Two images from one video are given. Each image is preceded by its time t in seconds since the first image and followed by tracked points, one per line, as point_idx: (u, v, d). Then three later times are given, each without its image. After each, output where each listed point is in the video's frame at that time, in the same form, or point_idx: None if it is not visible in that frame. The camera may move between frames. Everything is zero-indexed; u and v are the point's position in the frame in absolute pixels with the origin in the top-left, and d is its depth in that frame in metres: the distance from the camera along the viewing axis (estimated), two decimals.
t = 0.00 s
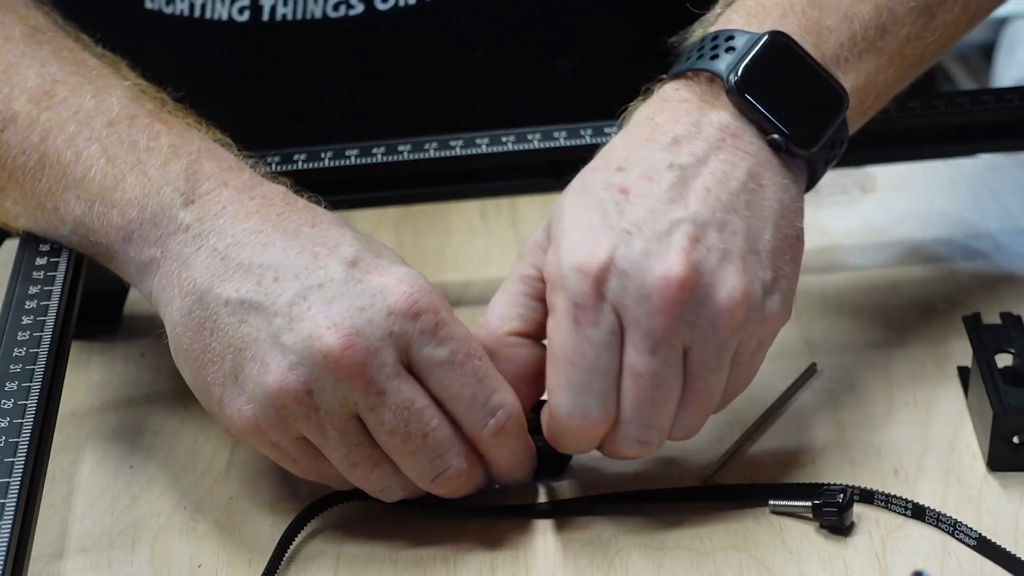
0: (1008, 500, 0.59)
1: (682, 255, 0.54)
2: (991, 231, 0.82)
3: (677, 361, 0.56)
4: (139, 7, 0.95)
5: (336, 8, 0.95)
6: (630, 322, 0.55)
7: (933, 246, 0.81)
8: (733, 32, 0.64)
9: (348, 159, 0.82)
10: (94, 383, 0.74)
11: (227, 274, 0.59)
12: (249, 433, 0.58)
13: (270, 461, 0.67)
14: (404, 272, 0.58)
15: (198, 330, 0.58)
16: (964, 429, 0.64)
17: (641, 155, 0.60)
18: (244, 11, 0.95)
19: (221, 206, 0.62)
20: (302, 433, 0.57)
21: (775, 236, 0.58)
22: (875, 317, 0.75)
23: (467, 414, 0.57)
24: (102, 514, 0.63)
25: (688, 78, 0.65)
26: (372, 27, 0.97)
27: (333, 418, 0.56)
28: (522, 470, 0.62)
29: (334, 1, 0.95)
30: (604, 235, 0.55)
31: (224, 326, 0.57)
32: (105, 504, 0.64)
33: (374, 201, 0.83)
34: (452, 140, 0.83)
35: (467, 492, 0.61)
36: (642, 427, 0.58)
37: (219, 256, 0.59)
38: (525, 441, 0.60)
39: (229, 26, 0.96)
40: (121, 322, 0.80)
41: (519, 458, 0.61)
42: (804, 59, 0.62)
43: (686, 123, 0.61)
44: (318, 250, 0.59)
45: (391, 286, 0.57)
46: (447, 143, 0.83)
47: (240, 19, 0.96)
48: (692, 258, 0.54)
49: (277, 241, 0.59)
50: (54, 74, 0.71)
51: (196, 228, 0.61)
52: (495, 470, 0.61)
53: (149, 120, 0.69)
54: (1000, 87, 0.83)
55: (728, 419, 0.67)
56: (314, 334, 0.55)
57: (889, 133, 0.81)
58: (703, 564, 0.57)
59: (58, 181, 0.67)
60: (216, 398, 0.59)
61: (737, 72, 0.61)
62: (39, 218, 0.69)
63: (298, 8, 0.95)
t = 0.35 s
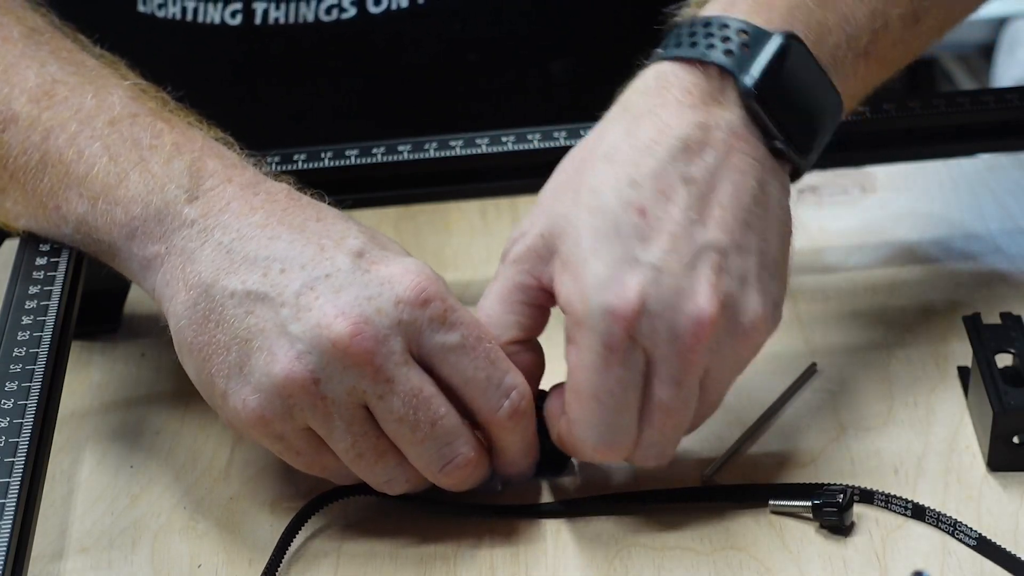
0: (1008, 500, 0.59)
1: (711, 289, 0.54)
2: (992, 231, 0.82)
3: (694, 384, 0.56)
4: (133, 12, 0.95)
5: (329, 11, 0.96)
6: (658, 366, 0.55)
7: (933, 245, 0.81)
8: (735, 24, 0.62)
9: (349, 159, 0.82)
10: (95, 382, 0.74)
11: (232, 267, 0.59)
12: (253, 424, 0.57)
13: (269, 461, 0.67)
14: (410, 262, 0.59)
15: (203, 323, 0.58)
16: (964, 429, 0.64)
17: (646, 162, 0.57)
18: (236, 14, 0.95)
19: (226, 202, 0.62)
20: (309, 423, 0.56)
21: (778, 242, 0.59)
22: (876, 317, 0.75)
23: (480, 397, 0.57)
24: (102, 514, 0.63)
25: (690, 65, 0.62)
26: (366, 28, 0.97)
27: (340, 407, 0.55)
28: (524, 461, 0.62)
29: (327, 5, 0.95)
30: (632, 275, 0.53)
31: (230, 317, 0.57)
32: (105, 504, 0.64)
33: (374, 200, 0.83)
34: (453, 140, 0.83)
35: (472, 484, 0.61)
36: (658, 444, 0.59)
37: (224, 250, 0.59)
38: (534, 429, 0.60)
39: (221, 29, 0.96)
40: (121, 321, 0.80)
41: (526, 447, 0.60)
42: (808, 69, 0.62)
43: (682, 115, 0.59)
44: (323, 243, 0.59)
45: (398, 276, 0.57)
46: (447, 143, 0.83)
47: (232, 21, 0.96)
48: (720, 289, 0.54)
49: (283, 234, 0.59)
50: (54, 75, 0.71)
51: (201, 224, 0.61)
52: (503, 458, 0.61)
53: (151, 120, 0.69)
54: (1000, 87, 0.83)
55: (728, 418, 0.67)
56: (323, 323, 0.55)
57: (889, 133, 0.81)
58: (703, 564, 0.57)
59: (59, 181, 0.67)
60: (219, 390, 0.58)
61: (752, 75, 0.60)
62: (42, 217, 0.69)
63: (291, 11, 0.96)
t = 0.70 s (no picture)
0: (1008, 499, 0.59)
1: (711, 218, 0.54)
2: (992, 233, 0.82)
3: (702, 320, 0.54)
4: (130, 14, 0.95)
5: (327, 12, 0.95)
6: (661, 275, 0.53)
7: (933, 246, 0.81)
8: (724, 18, 0.66)
9: (349, 160, 0.82)
10: (93, 384, 0.74)
11: (229, 268, 0.59)
12: (249, 424, 0.57)
13: (269, 461, 0.67)
14: (409, 263, 0.59)
15: (201, 323, 0.58)
16: (964, 429, 0.64)
17: (648, 129, 0.59)
18: (233, 17, 0.95)
19: (223, 205, 0.62)
20: (305, 423, 0.56)
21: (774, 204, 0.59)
22: (876, 318, 0.74)
23: (473, 402, 0.57)
24: (102, 513, 0.63)
25: (679, 55, 0.65)
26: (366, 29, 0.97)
27: (338, 405, 0.55)
28: (520, 469, 0.61)
29: (325, 6, 0.95)
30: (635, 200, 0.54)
31: (227, 316, 0.57)
32: (105, 504, 0.64)
33: (373, 200, 0.83)
34: (453, 140, 0.83)
35: (465, 491, 0.60)
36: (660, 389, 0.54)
37: (222, 252, 0.60)
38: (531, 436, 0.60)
39: (218, 31, 0.96)
40: (121, 322, 0.80)
41: (522, 454, 0.60)
42: (794, 56, 0.64)
43: (683, 95, 0.62)
44: (321, 244, 0.59)
45: (396, 275, 0.57)
46: (447, 143, 0.83)
47: (229, 24, 0.96)
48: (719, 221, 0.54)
49: (280, 236, 0.60)
50: (51, 78, 0.71)
51: (199, 227, 0.61)
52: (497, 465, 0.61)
53: (149, 123, 0.69)
54: (1000, 87, 0.83)
55: (729, 419, 0.67)
56: (321, 321, 0.55)
57: (889, 133, 0.81)
58: (702, 564, 0.57)
59: (58, 182, 0.67)
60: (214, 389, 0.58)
61: (737, 61, 0.63)
62: (40, 220, 0.69)
63: (289, 14, 0.95)
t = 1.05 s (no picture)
0: (1008, 499, 0.59)
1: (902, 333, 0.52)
2: (992, 233, 0.82)
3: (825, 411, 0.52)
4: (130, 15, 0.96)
5: (335, 20, 0.96)
6: (840, 383, 0.50)
7: (933, 245, 0.81)
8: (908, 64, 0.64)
9: (349, 159, 0.82)
10: (93, 383, 0.74)
11: (232, 258, 0.59)
12: (245, 413, 0.57)
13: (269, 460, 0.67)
14: (413, 258, 0.60)
15: (201, 311, 0.59)
16: (964, 429, 0.64)
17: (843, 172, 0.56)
18: (241, 24, 0.96)
19: (226, 195, 0.63)
20: (302, 413, 0.56)
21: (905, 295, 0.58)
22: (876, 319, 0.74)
23: (476, 395, 0.56)
24: (102, 513, 0.63)
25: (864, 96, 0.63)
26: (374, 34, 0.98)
27: (335, 396, 0.55)
28: (526, 473, 0.60)
29: (333, 13, 0.96)
30: (850, 268, 0.51)
31: (228, 305, 0.58)
32: (105, 504, 0.64)
33: (374, 200, 0.83)
34: (453, 140, 0.83)
35: (463, 488, 0.60)
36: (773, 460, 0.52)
37: (224, 241, 0.60)
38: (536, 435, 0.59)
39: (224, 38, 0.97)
40: (121, 321, 0.80)
41: (528, 455, 0.59)
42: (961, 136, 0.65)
43: (860, 153, 0.58)
44: (325, 237, 0.60)
45: (400, 270, 0.58)
46: (447, 143, 0.83)
47: (236, 31, 0.96)
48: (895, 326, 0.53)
49: (283, 227, 0.61)
50: (51, 76, 0.72)
51: (201, 217, 0.62)
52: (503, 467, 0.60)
53: (150, 118, 0.70)
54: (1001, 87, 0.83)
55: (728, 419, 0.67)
56: (323, 312, 0.55)
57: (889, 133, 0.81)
58: (702, 564, 0.57)
59: (60, 180, 0.67)
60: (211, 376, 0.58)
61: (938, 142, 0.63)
62: (43, 216, 0.69)
63: (296, 21, 0.96)
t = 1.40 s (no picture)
0: (1009, 500, 0.59)
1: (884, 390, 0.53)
2: (992, 233, 0.82)
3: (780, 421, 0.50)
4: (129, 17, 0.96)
5: (339, 27, 0.96)
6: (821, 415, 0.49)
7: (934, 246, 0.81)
8: (913, 100, 0.65)
9: (349, 159, 0.82)
10: (94, 383, 0.74)
11: (238, 250, 0.60)
12: (248, 403, 0.57)
13: (270, 459, 0.67)
14: (421, 249, 0.61)
15: (206, 303, 0.59)
16: (964, 428, 0.64)
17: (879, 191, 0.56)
18: (245, 29, 0.96)
19: (232, 191, 0.64)
20: (308, 402, 0.56)
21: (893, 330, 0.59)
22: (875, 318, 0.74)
23: (486, 382, 0.56)
24: (102, 513, 0.63)
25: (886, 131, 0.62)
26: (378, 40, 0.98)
27: (344, 383, 0.55)
28: (538, 468, 0.59)
29: (338, 19, 0.96)
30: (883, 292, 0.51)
31: (235, 295, 0.59)
32: (105, 504, 0.64)
33: (374, 200, 0.83)
34: (453, 140, 0.83)
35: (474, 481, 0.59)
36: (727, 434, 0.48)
37: (230, 236, 0.61)
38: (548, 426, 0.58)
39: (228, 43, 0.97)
40: (122, 321, 0.80)
41: (540, 448, 0.58)
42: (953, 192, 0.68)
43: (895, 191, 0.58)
44: (331, 231, 0.62)
45: (409, 260, 0.59)
46: (447, 143, 0.83)
47: (241, 35, 0.96)
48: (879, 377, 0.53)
49: (290, 221, 0.62)
50: (51, 76, 0.72)
51: (207, 213, 0.63)
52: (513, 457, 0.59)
53: (151, 118, 0.70)
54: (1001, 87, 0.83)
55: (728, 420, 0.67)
56: (334, 299, 0.56)
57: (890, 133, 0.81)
58: (702, 565, 0.57)
59: (62, 180, 0.67)
60: (215, 363, 0.58)
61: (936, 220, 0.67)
62: (43, 216, 0.69)
63: (302, 26, 0.96)
